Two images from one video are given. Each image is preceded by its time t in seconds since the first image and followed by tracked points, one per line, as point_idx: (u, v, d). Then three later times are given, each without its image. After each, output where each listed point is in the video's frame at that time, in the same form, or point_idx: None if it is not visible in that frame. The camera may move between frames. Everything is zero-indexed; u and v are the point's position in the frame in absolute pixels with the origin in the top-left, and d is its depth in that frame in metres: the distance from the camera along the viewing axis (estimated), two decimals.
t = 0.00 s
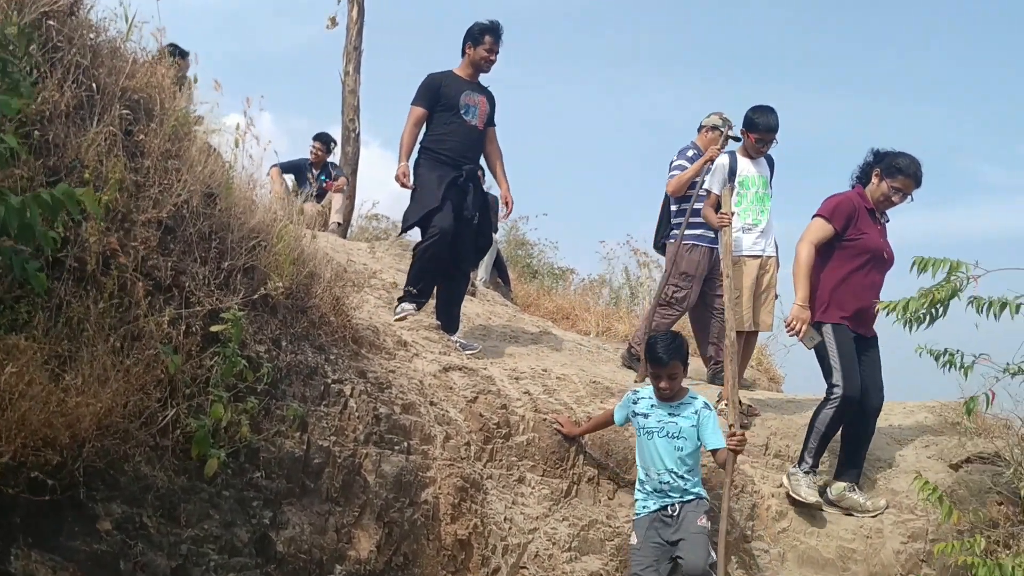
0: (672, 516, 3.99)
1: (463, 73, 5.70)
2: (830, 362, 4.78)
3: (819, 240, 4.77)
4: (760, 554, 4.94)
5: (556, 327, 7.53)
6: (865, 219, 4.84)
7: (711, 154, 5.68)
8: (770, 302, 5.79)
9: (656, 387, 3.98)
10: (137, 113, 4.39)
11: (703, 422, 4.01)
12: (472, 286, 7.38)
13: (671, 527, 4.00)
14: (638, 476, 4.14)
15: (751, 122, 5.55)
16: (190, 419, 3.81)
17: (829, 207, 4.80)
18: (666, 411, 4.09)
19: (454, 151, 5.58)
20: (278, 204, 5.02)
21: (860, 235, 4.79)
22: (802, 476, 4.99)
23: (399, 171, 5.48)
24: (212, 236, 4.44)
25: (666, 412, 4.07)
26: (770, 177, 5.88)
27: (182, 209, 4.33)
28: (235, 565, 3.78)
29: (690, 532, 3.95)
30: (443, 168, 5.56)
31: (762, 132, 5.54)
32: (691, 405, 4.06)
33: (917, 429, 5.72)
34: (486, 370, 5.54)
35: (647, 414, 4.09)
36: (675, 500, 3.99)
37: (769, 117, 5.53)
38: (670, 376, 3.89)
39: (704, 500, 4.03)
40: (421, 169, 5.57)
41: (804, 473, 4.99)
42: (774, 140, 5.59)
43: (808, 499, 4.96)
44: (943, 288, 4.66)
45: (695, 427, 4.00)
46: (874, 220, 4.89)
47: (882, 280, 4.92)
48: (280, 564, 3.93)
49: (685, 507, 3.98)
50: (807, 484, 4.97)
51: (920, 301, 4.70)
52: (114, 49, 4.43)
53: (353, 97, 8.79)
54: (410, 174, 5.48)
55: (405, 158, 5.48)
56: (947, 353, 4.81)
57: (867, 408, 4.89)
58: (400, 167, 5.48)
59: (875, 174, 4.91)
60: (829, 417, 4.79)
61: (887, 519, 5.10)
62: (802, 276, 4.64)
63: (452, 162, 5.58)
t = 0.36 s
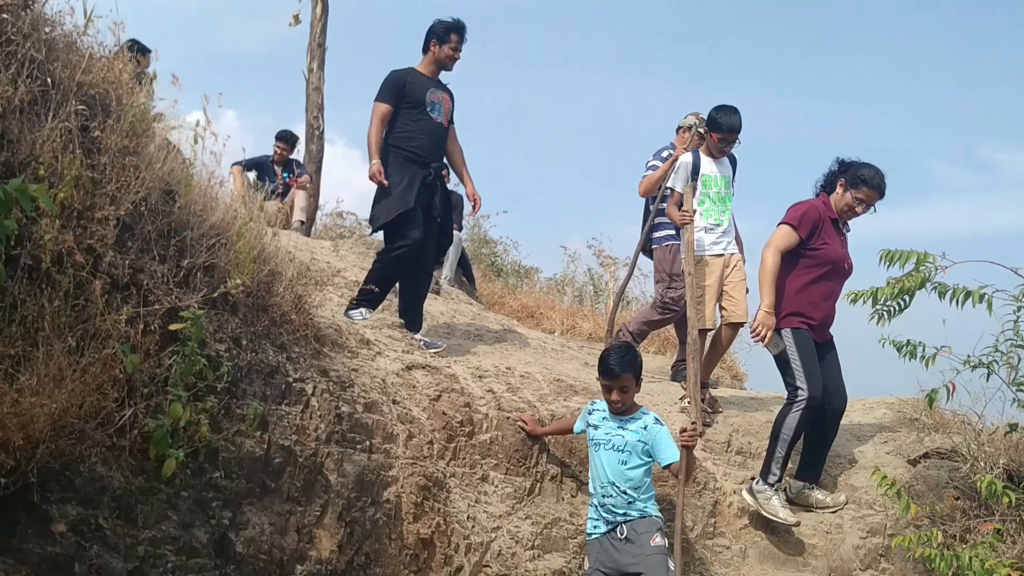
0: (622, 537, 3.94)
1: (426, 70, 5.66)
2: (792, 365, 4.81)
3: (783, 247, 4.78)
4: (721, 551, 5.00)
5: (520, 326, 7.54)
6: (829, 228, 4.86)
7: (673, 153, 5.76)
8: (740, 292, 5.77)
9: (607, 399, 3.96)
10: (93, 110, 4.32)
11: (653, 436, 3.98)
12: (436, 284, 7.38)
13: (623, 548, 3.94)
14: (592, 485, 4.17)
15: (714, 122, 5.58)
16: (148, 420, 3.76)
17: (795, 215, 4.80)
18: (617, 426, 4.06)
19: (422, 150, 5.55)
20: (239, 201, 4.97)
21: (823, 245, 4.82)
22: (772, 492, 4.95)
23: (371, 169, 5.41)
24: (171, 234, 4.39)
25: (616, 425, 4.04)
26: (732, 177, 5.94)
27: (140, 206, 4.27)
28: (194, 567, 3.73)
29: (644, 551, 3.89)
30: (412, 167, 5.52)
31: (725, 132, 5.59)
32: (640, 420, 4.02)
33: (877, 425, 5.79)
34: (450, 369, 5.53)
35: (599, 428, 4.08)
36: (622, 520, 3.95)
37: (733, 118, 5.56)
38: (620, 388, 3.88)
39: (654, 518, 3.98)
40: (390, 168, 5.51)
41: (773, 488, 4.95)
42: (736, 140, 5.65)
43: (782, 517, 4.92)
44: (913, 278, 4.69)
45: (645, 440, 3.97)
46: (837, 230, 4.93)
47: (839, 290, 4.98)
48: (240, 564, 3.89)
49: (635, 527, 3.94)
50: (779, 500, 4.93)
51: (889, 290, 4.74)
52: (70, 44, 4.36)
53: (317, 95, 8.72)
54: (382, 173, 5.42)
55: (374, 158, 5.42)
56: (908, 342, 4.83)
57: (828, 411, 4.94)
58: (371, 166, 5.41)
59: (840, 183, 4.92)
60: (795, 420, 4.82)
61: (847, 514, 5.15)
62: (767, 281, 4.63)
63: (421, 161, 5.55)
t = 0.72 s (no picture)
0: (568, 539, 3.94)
1: (385, 64, 5.61)
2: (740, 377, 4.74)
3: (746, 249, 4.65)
4: (680, 546, 5.05)
5: (481, 322, 7.52)
6: (791, 235, 4.76)
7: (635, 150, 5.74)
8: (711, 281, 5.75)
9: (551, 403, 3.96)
10: (44, 102, 4.22)
11: (596, 437, 3.94)
12: (397, 280, 7.34)
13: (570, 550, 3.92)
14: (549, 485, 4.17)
15: (677, 120, 5.54)
16: (99, 419, 3.69)
17: (761, 218, 4.68)
18: (566, 428, 4.05)
19: (390, 145, 5.51)
20: (196, 195, 4.90)
21: (785, 252, 4.73)
22: (738, 516, 4.81)
23: (346, 164, 5.28)
24: (123, 229, 4.31)
25: (564, 427, 4.04)
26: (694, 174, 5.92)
27: (92, 201, 4.19)
28: (147, 567, 3.67)
29: (583, 557, 3.87)
30: (378, 164, 5.47)
31: (686, 131, 5.54)
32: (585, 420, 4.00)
33: (834, 420, 5.84)
34: (409, 365, 5.50)
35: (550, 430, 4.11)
36: (570, 523, 3.95)
37: (695, 116, 5.51)
38: (560, 392, 3.86)
39: (602, 522, 3.92)
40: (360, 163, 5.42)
41: (739, 511, 4.81)
42: (697, 138, 5.61)
43: (754, 543, 4.78)
44: (872, 272, 4.73)
45: (588, 442, 3.93)
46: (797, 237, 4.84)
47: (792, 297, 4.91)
48: (195, 565, 3.84)
49: (580, 531, 3.91)
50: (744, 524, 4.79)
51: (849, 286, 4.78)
52: (19, 35, 4.27)
53: (277, 89, 8.63)
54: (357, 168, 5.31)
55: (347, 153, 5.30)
56: (865, 336, 4.85)
57: (790, 412, 4.91)
58: (346, 160, 5.28)
59: (800, 192, 4.83)
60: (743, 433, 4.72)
61: (805, 508, 5.18)
62: (732, 282, 4.50)
63: (388, 155, 5.51)
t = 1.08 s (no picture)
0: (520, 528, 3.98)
1: (349, 58, 5.55)
2: (697, 396, 4.65)
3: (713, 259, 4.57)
4: (643, 540, 5.08)
5: (446, 318, 7.51)
6: (755, 249, 4.72)
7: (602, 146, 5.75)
8: (676, 279, 5.76)
9: (504, 396, 3.98)
10: None
11: (548, 428, 3.97)
12: (361, 277, 7.31)
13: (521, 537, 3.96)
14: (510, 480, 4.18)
15: (644, 117, 5.50)
16: (53, 417, 3.64)
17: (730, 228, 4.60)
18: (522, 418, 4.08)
19: (361, 139, 5.50)
20: (155, 190, 4.84)
21: (748, 266, 4.68)
22: (692, 538, 4.73)
23: (328, 160, 5.21)
24: (79, 224, 4.24)
25: (519, 419, 4.07)
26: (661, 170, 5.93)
27: (46, 196, 4.13)
28: (103, 566, 3.63)
29: (528, 541, 3.89)
30: (347, 159, 5.44)
31: (654, 127, 5.49)
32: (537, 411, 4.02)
33: (796, 413, 5.89)
34: (372, 361, 5.48)
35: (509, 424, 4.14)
36: (524, 513, 3.99)
37: (662, 112, 5.47)
38: (510, 385, 3.89)
39: (555, 511, 3.95)
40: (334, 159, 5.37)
41: (692, 533, 4.73)
42: (664, 135, 5.57)
43: (709, 565, 4.74)
44: (824, 271, 4.77)
45: (540, 432, 3.96)
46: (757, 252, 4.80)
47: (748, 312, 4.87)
48: (153, 564, 3.80)
49: (533, 519, 3.95)
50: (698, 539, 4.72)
51: (804, 285, 4.82)
52: None
53: (240, 84, 8.55)
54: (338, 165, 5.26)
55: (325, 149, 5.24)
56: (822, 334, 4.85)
57: (761, 412, 4.96)
58: (328, 156, 5.21)
59: (760, 206, 4.83)
60: (701, 453, 4.63)
61: (766, 501, 5.20)
62: (705, 289, 4.39)
63: (359, 151, 5.50)
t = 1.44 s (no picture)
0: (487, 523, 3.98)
1: (318, 55, 5.50)
2: (662, 410, 4.64)
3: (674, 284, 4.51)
4: (611, 535, 5.10)
5: (415, 315, 7.49)
6: (713, 267, 4.67)
7: (576, 143, 5.79)
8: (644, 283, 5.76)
9: (466, 392, 3.97)
10: None
11: (510, 422, 3.98)
12: (329, 273, 7.28)
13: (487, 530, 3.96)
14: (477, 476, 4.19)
15: (618, 113, 5.52)
16: (12, 416, 3.60)
17: (689, 250, 4.53)
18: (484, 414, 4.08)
19: (337, 135, 5.48)
20: (117, 186, 4.79)
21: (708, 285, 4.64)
22: (652, 539, 4.76)
23: (310, 159, 5.23)
24: (38, 220, 4.18)
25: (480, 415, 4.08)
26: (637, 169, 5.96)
27: (5, 192, 4.07)
28: (64, 567, 3.59)
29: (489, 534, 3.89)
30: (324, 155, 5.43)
31: (627, 125, 5.51)
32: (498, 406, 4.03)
33: (762, 408, 5.93)
34: (338, 358, 5.46)
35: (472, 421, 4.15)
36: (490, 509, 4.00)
37: (635, 109, 5.49)
38: (473, 380, 3.88)
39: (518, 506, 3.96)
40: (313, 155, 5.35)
41: (652, 536, 4.77)
42: (638, 132, 5.60)
43: (674, 560, 4.77)
44: (783, 271, 4.80)
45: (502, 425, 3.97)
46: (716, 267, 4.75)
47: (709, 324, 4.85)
48: (115, 563, 3.77)
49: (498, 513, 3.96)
50: (660, 546, 4.76)
51: (764, 285, 4.84)
52: None
53: (206, 79, 8.47)
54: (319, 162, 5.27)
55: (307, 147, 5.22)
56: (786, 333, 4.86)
57: (730, 413, 4.98)
58: (310, 155, 5.23)
59: (719, 220, 4.74)
60: (667, 466, 4.61)
61: (732, 496, 5.22)
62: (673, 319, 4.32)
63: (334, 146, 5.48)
